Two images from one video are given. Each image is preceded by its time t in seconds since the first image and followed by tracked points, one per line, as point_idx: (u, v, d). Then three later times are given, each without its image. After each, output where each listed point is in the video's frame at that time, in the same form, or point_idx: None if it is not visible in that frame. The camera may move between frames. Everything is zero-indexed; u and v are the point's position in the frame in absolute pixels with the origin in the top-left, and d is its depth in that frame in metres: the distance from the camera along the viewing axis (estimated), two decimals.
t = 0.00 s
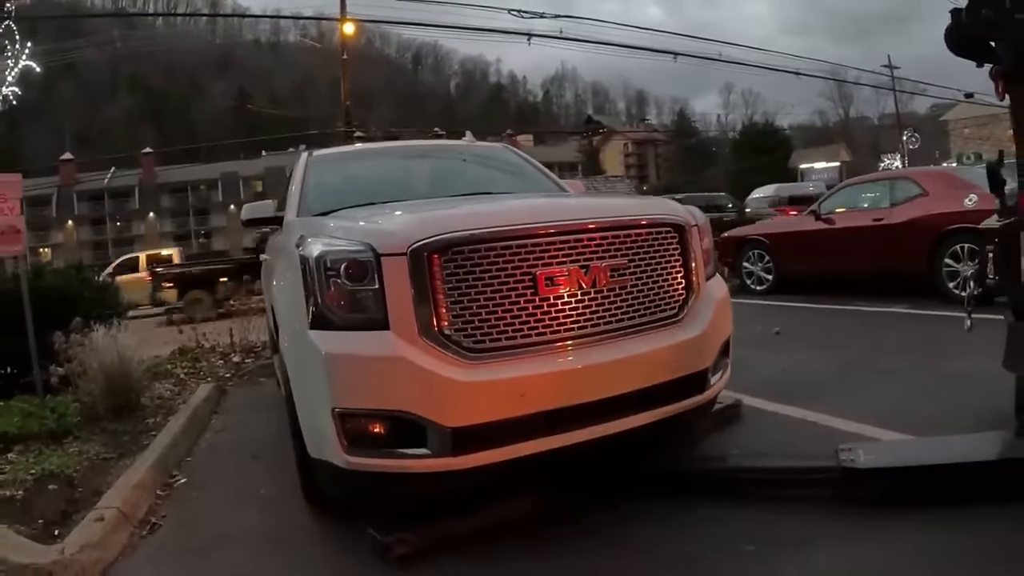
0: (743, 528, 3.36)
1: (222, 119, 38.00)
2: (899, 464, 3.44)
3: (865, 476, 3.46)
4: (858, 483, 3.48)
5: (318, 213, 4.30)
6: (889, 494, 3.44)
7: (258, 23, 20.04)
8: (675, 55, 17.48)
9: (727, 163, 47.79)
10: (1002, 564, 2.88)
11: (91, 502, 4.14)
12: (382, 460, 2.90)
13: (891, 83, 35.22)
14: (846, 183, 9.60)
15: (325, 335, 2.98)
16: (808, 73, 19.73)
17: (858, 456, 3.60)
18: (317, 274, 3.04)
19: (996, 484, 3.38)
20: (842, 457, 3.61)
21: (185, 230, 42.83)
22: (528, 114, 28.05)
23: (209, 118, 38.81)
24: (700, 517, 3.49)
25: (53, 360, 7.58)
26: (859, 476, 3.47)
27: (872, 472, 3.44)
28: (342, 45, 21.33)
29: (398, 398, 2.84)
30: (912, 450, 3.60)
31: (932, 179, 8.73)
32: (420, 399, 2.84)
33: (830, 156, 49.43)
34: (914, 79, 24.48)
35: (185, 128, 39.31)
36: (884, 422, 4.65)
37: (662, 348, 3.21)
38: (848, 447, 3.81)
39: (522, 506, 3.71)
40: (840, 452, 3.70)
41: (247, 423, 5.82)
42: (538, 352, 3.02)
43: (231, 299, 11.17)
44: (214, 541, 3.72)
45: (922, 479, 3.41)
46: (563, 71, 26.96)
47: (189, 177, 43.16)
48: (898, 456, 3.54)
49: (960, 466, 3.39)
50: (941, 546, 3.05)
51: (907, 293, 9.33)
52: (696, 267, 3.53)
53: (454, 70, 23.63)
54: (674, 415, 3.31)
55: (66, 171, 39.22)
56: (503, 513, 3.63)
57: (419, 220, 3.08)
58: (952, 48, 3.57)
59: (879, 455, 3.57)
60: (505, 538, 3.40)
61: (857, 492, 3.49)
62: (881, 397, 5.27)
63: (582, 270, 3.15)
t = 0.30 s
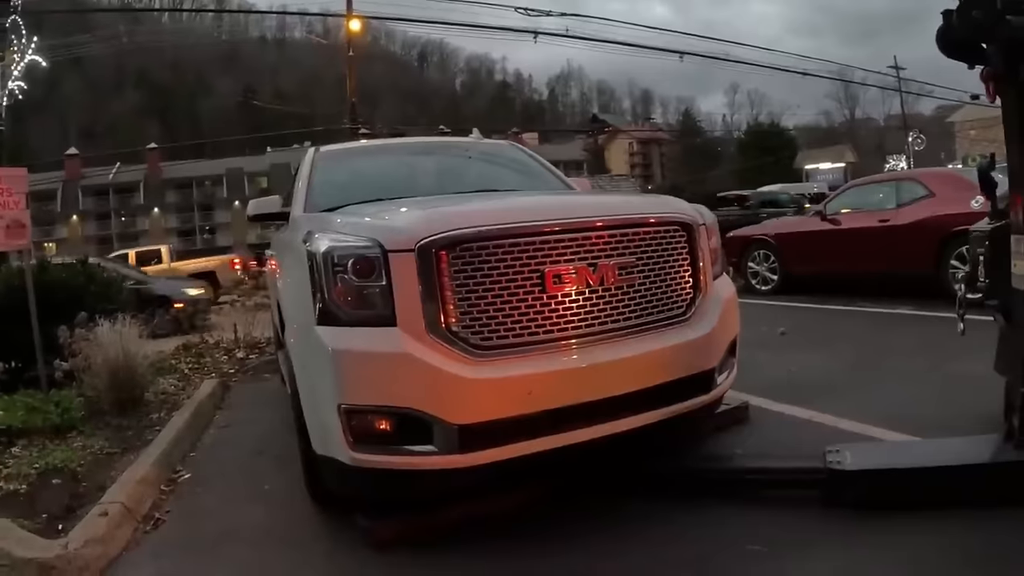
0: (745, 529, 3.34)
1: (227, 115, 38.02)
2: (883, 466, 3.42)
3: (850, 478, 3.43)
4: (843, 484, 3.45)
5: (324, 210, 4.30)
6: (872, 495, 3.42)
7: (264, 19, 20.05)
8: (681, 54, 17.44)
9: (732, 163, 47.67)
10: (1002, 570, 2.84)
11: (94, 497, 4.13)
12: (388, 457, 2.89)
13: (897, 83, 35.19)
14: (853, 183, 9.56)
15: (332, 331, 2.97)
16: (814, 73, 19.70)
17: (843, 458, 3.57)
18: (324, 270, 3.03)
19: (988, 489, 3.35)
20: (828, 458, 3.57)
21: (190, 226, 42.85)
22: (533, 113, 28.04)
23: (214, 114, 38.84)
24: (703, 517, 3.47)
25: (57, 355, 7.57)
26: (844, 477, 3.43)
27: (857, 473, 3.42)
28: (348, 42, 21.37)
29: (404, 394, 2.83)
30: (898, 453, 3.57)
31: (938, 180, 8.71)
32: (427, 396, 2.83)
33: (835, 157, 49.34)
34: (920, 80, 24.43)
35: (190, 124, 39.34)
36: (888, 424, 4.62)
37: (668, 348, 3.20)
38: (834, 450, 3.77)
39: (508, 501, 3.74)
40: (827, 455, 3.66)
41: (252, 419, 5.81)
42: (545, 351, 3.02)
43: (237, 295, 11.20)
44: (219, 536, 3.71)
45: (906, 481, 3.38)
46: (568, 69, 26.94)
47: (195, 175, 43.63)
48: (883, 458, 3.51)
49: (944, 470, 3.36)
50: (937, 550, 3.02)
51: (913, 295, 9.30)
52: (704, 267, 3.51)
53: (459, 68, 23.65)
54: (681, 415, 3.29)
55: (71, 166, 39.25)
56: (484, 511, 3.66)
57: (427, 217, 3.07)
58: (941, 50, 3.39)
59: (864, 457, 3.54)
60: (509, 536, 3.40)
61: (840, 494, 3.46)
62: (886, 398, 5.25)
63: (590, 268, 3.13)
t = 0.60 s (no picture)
0: (749, 531, 3.33)
1: (233, 114, 38.00)
2: (877, 469, 3.41)
3: (843, 481, 3.42)
4: (836, 487, 3.45)
5: (330, 209, 4.30)
6: (867, 498, 3.42)
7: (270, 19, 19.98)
8: (687, 55, 17.40)
9: (737, 165, 47.51)
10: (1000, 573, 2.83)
11: (98, 494, 4.14)
12: (393, 457, 2.88)
13: (904, 86, 35.07)
14: (858, 185, 9.54)
15: (338, 330, 2.96)
16: (820, 75, 19.65)
17: (837, 461, 3.56)
18: (330, 269, 3.03)
19: (985, 492, 3.33)
20: (821, 461, 3.57)
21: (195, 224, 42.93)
22: (538, 113, 27.93)
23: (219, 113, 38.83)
24: (706, 519, 3.47)
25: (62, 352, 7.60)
26: (837, 480, 3.43)
27: (850, 476, 3.42)
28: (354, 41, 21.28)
29: (409, 393, 2.83)
30: (892, 456, 3.56)
31: (944, 183, 8.67)
32: (432, 395, 2.83)
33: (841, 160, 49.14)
34: (927, 82, 24.31)
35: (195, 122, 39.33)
36: (893, 427, 4.60)
37: (674, 349, 3.19)
38: (829, 452, 3.76)
39: (509, 498, 3.74)
40: (821, 458, 3.66)
41: (256, 418, 5.81)
42: (550, 351, 3.01)
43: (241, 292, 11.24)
44: (222, 534, 3.71)
45: (899, 484, 3.38)
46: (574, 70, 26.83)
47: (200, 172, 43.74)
48: (876, 462, 3.51)
49: (939, 473, 3.35)
50: (938, 554, 3.01)
51: (918, 297, 9.27)
52: (710, 268, 3.51)
53: (464, 68, 23.54)
54: (685, 416, 3.29)
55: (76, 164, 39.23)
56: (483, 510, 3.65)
57: (433, 216, 3.06)
58: (937, 50, 3.33)
59: (858, 460, 3.54)
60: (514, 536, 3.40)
61: (834, 497, 3.46)
62: (890, 400, 5.23)
63: (596, 269, 3.12)
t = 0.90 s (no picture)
0: (751, 532, 3.32)
1: (236, 112, 37.96)
2: (872, 470, 3.40)
3: (839, 482, 3.41)
4: (832, 488, 3.43)
5: (334, 206, 4.30)
6: (863, 498, 3.40)
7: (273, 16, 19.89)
8: (690, 55, 17.36)
9: (740, 165, 47.37)
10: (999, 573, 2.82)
11: (100, 491, 4.13)
12: (396, 455, 2.88)
13: (909, 87, 34.96)
14: (862, 186, 9.53)
15: (341, 328, 2.96)
16: (823, 76, 19.61)
17: (833, 461, 3.55)
18: (334, 267, 3.02)
19: (982, 494, 3.32)
20: (818, 462, 3.56)
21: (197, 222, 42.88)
22: (541, 112, 27.84)
23: (222, 111, 38.80)
24: (708, 519, 3.46)
25: (65, 349, 7.60)
26: (833, 481, 3.42)
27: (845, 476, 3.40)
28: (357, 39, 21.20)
29: (412, 391, 2.82)
30: (889, 457, 3.55)
31: (947, 184, 8.66)
32: (436, 394, 2.82)
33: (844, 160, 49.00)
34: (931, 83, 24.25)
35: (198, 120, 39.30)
36: (897, 428, 4.59)
37: (677, 349, 3.18)
38: (826, 453, 3.75)
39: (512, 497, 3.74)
40: (817, 458, 3.65)
41: (258, 415, 5.81)
42: (554, 350, 3.00)
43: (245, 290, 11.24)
44: (224, 532, 3.71)
45: (895, 485, 3.36)
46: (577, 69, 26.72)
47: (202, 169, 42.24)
48: (873, 462, 3.49)
49: (935, 474, 3.34)
50: (937, 556, 2.99)
51: (920, 298, 9.26)
52: (714, 267, 3.50)
53: (468, 67, 23.44)
54: (688, 416, 3.28)
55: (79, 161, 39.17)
56: (483, 509, 3.67)
57: (437, 214, 3.05)
58: (936, 53, 3.31)
59: (855, 461, 3.52)
60: (515, 535, 3.39)
61: (830, 498, 3.44)
62: (894, 401, 5.22)
63: (601, 268, 3.12)
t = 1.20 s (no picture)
0: (752, 532, 3.32)
1: (239, 113, 37.99)
2: (865, 471, 3.40)
3: (833, 482, 3.41)
4: (826, 488, 3.43)
5: (338, 207, 4.30)
6: (859, 499, 3.39)
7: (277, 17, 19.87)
8: (693, 56, 17.34)
9: (743, 166, 47.34)
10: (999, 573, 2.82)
11: (103, 491, 4.14)
12: (400, 455, 2.88)
13: (911, 88, 34.92)
14: (864, 186, 9.53)
15: (345, 328, 2.96)
16: (826, 77, 19.60)
17: (827, 461, 3.56)
18: (339, 266, 3.02)
19: (978, 495, 3.31)
20: (812, 462, 3.57)
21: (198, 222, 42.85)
22: (544, 113, 27.82)
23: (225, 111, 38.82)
24: (711, 520, 3.46)
25: (68, 349, 7.60)
26: (827, 482, 3.42)
27: (840, 477, 3.40)
28: (361, 39, 21.20)
29: (415, 391, 2.83)
30: (883, 458, 3.55)
31: (951, 185, 8.66)
32: (440, 393, 2.83)
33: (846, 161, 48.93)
34: (933, 84, 24.22)
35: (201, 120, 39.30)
36: (899, 428, 4.59)
37: (681, 349, 3.19)
38: (820, 454, 3.75)
39: (514, 498, 3.74)
40: (811, 459, 3.65)
41: (261, 416, 5.81)
42: (558, 350, 3.00)
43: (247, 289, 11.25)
44: (228, 532, 3.71)
45: (889, 486, 3.36)
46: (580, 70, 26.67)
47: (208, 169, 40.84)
48: (867, 463, 3.49)
49: (931, 475, 3.34)
50: (935, 556, 2.99)
51: (923, 298, 9.24)
52: (718, 268, 3.50)
53: (470, 67, 23.43)
54: (692, 416, 3.28)
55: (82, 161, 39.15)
56: (485, 508, 3.68)
57: (441, 214, 3.05)
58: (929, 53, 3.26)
59: (849, 462, 3.53)
60: (518, 535, 3.40)
61: (824, 498, 3.43)
62: (898, 401, 5.21)
63: (605, 268, 3.12)
